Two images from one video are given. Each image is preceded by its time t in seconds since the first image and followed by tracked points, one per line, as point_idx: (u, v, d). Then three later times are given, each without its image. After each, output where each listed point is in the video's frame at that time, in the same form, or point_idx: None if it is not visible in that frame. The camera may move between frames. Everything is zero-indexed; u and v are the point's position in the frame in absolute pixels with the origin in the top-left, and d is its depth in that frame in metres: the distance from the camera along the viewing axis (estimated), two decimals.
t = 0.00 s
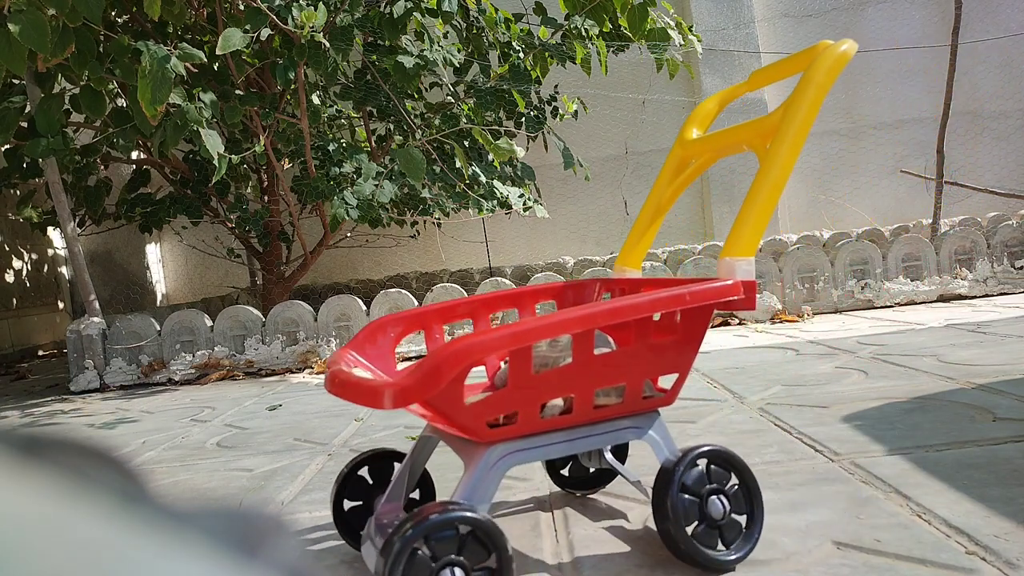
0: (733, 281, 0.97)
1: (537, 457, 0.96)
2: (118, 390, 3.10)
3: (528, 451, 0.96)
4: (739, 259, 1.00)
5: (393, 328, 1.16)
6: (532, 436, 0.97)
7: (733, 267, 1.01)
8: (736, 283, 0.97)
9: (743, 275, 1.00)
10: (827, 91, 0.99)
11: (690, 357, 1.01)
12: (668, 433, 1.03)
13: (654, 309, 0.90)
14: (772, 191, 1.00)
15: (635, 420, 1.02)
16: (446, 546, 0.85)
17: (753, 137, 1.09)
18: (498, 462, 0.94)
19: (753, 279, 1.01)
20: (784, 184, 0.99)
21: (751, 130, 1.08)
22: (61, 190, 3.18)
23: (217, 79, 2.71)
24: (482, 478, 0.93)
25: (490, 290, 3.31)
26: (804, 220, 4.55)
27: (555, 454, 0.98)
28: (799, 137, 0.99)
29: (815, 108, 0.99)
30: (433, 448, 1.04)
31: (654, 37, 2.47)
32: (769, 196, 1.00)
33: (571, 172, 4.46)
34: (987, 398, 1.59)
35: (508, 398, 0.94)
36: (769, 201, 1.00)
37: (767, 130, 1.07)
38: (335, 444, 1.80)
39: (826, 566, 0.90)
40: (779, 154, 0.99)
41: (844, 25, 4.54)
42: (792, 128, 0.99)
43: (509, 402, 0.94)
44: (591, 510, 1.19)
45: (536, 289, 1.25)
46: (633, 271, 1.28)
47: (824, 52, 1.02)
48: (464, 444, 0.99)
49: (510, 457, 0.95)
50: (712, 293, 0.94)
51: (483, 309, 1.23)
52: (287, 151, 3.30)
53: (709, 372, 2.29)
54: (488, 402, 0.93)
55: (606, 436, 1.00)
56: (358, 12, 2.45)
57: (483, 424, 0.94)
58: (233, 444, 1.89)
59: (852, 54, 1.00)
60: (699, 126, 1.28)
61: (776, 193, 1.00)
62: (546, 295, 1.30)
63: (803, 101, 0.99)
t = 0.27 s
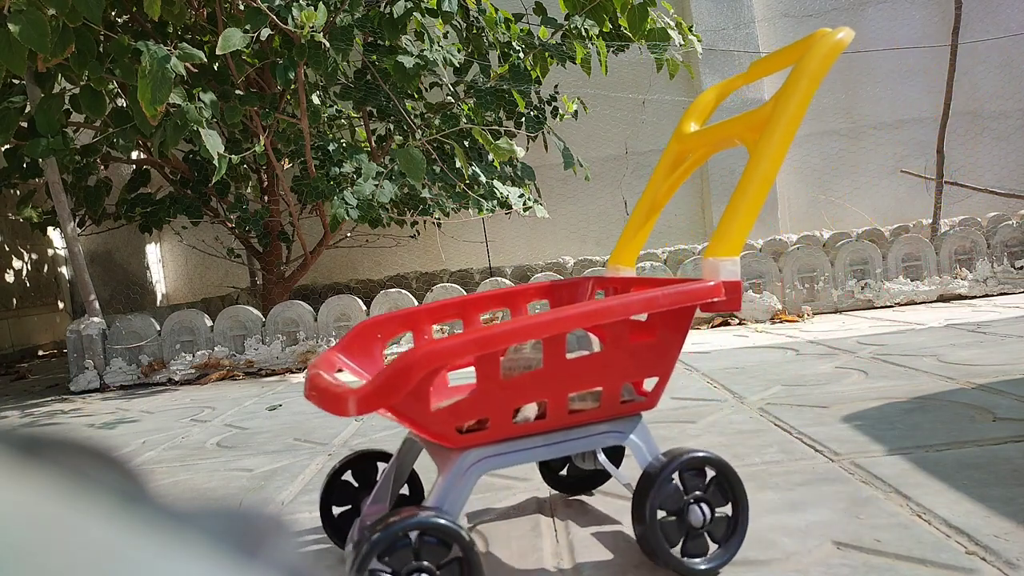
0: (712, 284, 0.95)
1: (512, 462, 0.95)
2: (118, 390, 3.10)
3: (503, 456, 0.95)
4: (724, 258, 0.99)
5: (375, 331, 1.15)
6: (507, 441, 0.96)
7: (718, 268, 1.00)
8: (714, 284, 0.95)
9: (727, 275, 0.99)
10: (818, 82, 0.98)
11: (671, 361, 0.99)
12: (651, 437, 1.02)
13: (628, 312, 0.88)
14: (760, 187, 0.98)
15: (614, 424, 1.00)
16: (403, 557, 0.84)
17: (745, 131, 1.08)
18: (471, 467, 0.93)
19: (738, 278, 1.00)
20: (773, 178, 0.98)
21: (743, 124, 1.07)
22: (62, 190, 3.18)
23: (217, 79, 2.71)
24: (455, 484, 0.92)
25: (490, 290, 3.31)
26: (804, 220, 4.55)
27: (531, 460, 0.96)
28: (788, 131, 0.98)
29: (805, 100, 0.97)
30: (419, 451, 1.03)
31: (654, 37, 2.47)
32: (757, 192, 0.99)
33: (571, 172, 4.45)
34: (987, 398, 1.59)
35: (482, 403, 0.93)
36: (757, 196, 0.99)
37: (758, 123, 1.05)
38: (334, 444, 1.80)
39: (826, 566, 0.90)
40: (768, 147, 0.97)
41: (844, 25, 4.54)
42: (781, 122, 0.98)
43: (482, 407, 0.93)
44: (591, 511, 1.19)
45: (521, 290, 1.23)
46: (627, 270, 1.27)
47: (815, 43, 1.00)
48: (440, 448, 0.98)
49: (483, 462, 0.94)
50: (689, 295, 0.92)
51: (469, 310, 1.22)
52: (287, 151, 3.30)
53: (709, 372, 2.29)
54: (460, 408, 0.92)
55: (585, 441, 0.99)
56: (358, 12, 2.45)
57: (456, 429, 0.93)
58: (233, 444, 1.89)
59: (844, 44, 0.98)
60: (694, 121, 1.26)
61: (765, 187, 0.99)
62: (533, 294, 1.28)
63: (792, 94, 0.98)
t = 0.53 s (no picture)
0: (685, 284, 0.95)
1: (486, 464, 0.94)
2: (118, 390, 3.10)
3: (476, 458, 0.94)
4: (695, 260, 0.99)
5: (352, 334, 1.14)
6: (481, 442, 0.95)
7: (689, 268, 1.00)
8: (688, 284, 0.94)
9: (699, 276, 0.99)
10: (786, 86, 0.98)
11: (645, 360, 0.98)
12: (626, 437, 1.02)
13: (600, 312, 0.88)
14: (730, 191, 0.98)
15: (588, 424, 0.99)
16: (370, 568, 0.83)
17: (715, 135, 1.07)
18: (445, 469, 0.92)
19: (709, 279, 1.00)
20: (742, 183, 0.98)
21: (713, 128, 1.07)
22: (62, 190, 3.18)
23: (216, 79, 2.71)
24: (428, 486, 0.91)
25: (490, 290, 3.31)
26: (803, 220, 4.55)
27: (505, 461, 0.96)
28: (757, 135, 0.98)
29: (774, 104, 0.97)
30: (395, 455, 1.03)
31: (654, 37, 2.47)
32: (727, 196, 0.99)
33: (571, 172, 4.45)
34: (987, 398, 1.59)
35: (455, 404, 0.92)
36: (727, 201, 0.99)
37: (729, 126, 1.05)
38: (334, 444, 1.80)
39: (826, 566, 0.90)
40: (736, 152, 0.98)
41: (844, 25, 4.55)
42: (750, 126, 0.98)
43: (454, 408, 0.92)
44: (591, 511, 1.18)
45: (499, 291, 1.22)
46: (603, 272, 1.27)
47: (784, 46, 1.00)
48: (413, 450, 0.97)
49: (456, 464, 0.93)
50: (661, 295, 0.92)
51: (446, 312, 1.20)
52: (287, 151, 3.30)
53: (709, 372, 2.29)
54: (433, 409, 0.91)
55: (559, 441, 0.98)
56: (358, 12, 2.45)
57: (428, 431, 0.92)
58: (233, 444, 1.89)
59: (813, 47, 0.98)
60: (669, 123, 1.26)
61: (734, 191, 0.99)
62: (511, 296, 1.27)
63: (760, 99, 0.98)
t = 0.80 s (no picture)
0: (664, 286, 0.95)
1: (461, 468, 0.93)
2: (118, 390, 3.10)
3: (452, 462, 0.93)
4: (676, 262, 0.99)
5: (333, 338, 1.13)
6: (457, 446, 0.94)
7: (671, 271, 0.99)
8: (666, 288, 0.94)
9: (679, 278, 0.99)
10: (767, 90, 0.98)
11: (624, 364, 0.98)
12: (607, 442, 1.00)
13: (577, 314, 0.87)
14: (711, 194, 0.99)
15: (566, 429, 0.98)
16: None
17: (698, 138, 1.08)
18: (420, 473, 0.91)
19: (690, 282, 1.00)
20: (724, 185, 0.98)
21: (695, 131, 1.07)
22: (61, 191, 3.18)
23: (216, 79, 2.71)
24: (402, 491, 0.90)
25: (490, 290, 3.31)
26: (803, 220, 4.55)
27: (482, 464, 0.94)
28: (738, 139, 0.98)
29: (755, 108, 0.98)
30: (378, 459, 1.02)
31: (654, 37, 2.47)
32: (708, 199, 0.99)
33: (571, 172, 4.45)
34: (987, 398, 1.59)
35: (430, 407, 0.91)
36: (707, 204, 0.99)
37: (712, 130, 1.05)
38: (334, 444, 1.80)
39: (826, 566, 0.90)
40: (718, 155, 0.98)
41: (844, 25, 4.55)
42: (731, 129, 0.98)
43: (430, 411, 0.91)
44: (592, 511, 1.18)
45: (483, 296, 1.21)
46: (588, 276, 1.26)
47: (767, 51, 1.01)
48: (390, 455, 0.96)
49: (432, 468, 0.92)
50: (639, 297, 0.91)
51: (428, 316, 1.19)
52: (287, 151, 3.30)
53: (709, 372, 2.29)
54: (408, 410, 0.90)
55: (537, 445, 0.97)
56: (358, 12, 2.45)
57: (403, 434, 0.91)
58: (233, 444, 1.89)
59: (795, 52, 0.99)
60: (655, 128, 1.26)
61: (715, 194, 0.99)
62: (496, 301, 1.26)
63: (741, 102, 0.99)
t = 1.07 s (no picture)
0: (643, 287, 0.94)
1: (440, 470, 0.93)
2: (118, 390, 3.10)
3: (430, 465, 0.93)
4: (653, 263, 0.99)
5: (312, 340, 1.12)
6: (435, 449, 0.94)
7: (648, 272, 0.99)
8: (644, 287, 0.94)
9: (657, 279, 0.99)
10: (745, 90, 0.98)
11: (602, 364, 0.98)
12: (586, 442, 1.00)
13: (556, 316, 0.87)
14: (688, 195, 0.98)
15: (545, 431, 0.98)
16: None
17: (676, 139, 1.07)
18: (397, 475, 0.91)
19: (667, 283, 0.99)
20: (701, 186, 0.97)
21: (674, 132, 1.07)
22: (61, 191, 3.18)
23: (217, 79, 2.71)
24: (380, 494, 0.90)
25: (490, 290, 3.30)
26: (803, 220, 4.55)
27: (460, 467, 0.94)
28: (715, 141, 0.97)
29: (732, 108, 0.98)
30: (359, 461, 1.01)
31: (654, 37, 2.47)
32: (685, 200, 0.99)
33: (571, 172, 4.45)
34: (987, 399, 1.59)
35: (407, 408, 0.91)
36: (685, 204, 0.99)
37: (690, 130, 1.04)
38: (334, 444, 1.80)
39: (826, 566, 0.90)
40: (696, 155, 0.97)
41: (844, 25, 4.55)
42: (708, 129, 0.98)
43: (407, 413, 0.91)
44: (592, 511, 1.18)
45: (464, 297, 1.21)
46: (568, 278, 1.23)
47: (744, 50, 1.00)
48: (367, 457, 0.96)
49: (409, 470, 0.92)
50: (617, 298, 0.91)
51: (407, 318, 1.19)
52: (287, 151, 3.30)
53: (709, 372, 2.29)
54: (385, 413, 0.90)
55: (516, 447, 0.97)
56: (358, 12, 2.45)
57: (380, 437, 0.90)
58: (233, 444, 1.89)
59: (772, 51, 0.98)
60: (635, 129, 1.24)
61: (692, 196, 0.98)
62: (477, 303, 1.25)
63: (719, 102, 0.98)
